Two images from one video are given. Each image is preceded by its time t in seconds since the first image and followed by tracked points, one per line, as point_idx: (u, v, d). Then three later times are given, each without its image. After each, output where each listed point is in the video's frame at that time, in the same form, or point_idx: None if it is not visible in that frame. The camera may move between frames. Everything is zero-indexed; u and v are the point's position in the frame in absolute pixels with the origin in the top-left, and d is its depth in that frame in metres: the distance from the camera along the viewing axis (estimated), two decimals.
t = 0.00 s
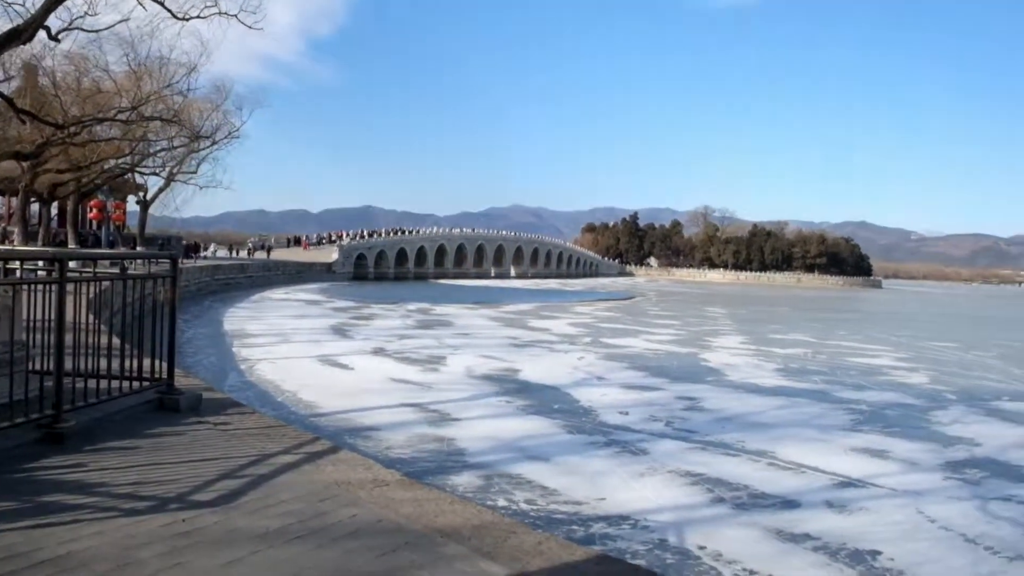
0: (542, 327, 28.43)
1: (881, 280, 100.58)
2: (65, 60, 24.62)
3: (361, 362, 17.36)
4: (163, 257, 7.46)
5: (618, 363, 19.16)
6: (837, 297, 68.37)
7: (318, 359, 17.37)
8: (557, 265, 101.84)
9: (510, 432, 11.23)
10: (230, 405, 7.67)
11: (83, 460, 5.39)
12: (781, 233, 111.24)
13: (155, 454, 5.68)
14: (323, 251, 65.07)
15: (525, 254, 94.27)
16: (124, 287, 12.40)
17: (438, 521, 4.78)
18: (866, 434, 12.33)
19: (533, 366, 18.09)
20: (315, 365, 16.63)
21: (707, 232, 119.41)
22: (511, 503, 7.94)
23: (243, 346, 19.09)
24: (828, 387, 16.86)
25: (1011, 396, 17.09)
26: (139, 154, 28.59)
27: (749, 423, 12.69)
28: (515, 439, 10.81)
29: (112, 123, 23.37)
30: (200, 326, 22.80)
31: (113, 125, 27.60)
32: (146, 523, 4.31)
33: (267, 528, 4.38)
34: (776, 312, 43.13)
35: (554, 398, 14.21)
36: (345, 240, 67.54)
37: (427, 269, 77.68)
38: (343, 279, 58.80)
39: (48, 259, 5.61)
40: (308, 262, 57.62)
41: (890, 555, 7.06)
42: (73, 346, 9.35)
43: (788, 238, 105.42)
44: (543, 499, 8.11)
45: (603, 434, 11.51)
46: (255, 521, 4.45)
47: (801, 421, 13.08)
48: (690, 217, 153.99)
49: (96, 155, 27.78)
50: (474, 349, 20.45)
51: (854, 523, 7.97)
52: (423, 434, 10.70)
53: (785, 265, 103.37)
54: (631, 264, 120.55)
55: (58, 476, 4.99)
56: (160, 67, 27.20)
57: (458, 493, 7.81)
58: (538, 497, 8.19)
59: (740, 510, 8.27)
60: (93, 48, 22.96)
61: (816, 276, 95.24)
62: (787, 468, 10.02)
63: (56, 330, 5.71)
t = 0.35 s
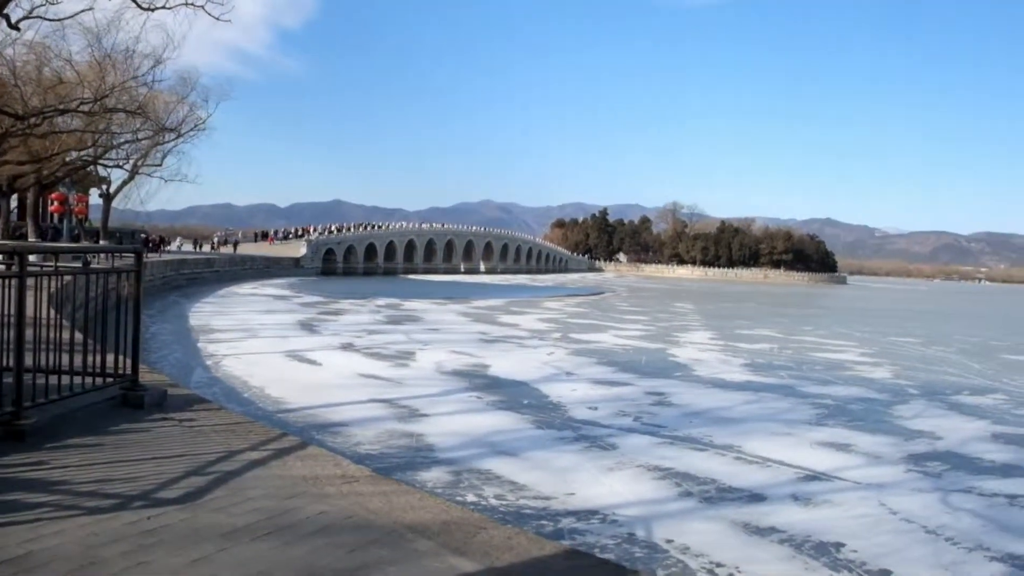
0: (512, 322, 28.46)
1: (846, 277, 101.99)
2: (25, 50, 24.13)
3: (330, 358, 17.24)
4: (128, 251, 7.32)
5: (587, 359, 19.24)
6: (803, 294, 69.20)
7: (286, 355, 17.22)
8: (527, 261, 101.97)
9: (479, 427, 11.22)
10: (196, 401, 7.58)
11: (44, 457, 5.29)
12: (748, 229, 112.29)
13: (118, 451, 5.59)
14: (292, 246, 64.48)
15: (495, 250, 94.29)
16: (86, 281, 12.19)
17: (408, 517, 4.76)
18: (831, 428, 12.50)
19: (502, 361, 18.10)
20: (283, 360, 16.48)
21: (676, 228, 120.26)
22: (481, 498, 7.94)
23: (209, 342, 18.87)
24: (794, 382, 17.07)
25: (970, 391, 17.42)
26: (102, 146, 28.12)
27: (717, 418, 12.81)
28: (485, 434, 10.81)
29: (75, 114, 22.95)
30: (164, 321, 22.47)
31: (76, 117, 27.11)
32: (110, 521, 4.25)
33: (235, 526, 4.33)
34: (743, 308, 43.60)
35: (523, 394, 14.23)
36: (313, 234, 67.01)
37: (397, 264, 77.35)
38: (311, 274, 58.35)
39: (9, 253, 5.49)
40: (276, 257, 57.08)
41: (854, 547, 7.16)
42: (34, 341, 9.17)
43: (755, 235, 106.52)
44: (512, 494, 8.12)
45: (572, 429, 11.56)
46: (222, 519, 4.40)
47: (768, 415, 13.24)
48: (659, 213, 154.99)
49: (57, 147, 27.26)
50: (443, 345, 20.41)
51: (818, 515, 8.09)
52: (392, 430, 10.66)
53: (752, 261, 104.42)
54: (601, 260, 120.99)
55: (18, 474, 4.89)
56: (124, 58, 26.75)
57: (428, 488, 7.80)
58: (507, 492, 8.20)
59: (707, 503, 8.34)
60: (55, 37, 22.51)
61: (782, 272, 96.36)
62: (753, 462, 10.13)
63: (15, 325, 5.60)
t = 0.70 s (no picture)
0: (481, 317, 28.44)
1: (811, 272, 103.27)
2: None
3: (298, 352, 17.10)
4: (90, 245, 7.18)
5: (557, 353, 19.29)
6: (769, 288, 69.92)
7: (253, 350, 17.05)
8: (497, 255, 101.95)
9: (449, 422, 11.20)
10: (161, 397, 7.48)
11: (4, 455, 5.19)
12: (716, 224, 113.24)
13: (80, 448, 5.50)
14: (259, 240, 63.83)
15: (464, 244, 94.15)
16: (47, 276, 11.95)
17: (377, 513, 4.74)
18: (797, 421, 12.66)
19: (472, 356, 18.08)
20: (250, 355, 16.31)
21: (645, 223, 120.94)
22: (450, 493, 7.93)
23: (175, 337, 18.62)
24: (760, 376, 17.26)
25: (931, 384, 17.74)
26: (64, 137, 27.59)
27: (685, 412, 12.91)
28: (455, 429, 10.80)
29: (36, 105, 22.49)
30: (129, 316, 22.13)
31: (36, 107, 26.56)
32: (72, 520, 4.18)
33: (201, 523, 4.28)
34: (711, 302, 44.00)
35: (493, 388, 14.24)
36: (281, 228, 66.41)
37: (365, 258, 76.91)
38: (279, 269, 57.83)
39: None
40: (243, 251, 56.45)
41: (818, 539, 7.26)
42: None
43: (723, 230, 107.47)
44: (482, 488, 8.12)
45: (542, 423, 11.58)
46: (188, 516, 4.35)
47: (736, 409, 13.37)
48: (628, 208, 155.68)
49: (17, 138, 26.70)
50: (412, 339, 20.34)
51: (784, 507, 8.20)
52: (361, 425, 10.61)
53: (720, 256, 105.30)
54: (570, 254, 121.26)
55: None
56: (86, 48, 26.26)
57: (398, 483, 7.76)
58: (477, 486, 8.20)
59: (676, 496, 8.40)
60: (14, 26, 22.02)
61: (749, 267, 97.32)
62: (721, 455, 10.22)
63: None
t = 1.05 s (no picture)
0: (450, 311, 28.36)
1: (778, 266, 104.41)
2: None
3: (265, 348, 16.93)
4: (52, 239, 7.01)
5: (526, 347, 19.30)
6: (736, 283, 70.56)
7: (220, 345, 16.85)
8: (466, 250, 101.73)
9: (419, 417, 11.16)
10: (124, 394, 7.35)
11: None
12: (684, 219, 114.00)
13: (41, 446, 5.40)
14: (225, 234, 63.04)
15: (433, 238, 93.81)
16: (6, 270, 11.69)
17: (346, 509, 4.70)
18: (763, 415, 12.79)
19: (441, 351, 18.03)
20: (216, 351, 16.11)
21: (614, 218, 121.40)
22: (420, 488, 7.90)
23: (139, 332, 18.32)
24: (728, 370, 17.42)
25: (894, 376, 18.04)
26: (24, 128, 27.00)
27: (653, 405, 12.98)
28: (424, 424, 10.76)
29: None
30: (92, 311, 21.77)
31: None
32: (33, 519, 4.09)
33: (166, 521, 4.22)
34: (680, 297, 44.32)
35: (462, 383, 14.21)
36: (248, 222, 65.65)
37: (334, 252, 76.32)
38: (246, 263, 57.18)
39: None
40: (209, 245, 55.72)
41: (784, 530, 7.35)
42: None
43: (691, 225, 108.26)
44: (451, 483, 8.10)
45: (512, 418, 11.58)
46: (153, 514, 4.28)
47: (703, 402, 13.48)
48: (597, 203, 156.10)
49: None
50: (381, 334, 20.22)
51: (751, 499, 8.28)
52: (329, 421, 10.52)
53: (688, 251, 106.03)
54: (540, 249, 121.37)
55: None
56: (46, 36, 25.69)
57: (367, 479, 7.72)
58: (447, 481, 8.18)
59: (644, 490, 8.45)
60: None
61: (717, 262, 98.16)
62: (689, 448, 10.29)
63: None
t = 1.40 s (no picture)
0: (418, 305, 28.26)
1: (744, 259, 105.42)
2: None
3: (231, 343, 16.74)
4: (9, 233, 6.84)
5: (494, 341, 19.30)
6: (704, 276, 71.17)
7: (184, 341, 16.63)
8: (434, 244, 101.36)
9: (387, 411, 11.12)
10: (85, 391, 7.22)
11: None
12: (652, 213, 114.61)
13: None
14: (190, 228, 62.16)
15: (401, 232, 93.33)
16: None
17: (313, 505, 4.67)
18: (730, 406, 12.93)
19: (409, 345, 17.96)
20: (181, 346, 15.89)
21: (582, 212, 121.69)
22: (388, 482, 7.88)
23: (101, 328, 18.02)
24: (695, 362, 17.56)
25: (857, 367, 18.32)
26: None
27: (621, 398, 13.05)
28: (392, 418, 10.72)
29: None
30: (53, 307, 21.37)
31: None
32: None
33: (127, 519, 4.15)
34: (647, 290, 44.55)
35: (430, 377, 14.17)
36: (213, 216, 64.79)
37: (300, 246, 75.60)
38: (210, 257, 56.44)
39: None
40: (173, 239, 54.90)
41: (749, 519, 7.44)
42: None
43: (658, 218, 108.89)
44: (419, 477, 8.08)
45: (481, 411, 11.58)
46: (115, 513, 4.21)
47: (671, 394, 13.59)
48: (565, 197, 156.40)
49: None
50: (349, 329, 20.09)
51: (717, 489, 8.37)
52: (297, 416, 10.44)
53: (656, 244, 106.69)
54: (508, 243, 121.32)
55: None
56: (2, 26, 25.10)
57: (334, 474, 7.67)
58: (415, 475, 8.16)
59: (612, 481, 8.50)
60: None
61: (684, 255, 98.85)
62: (656, 440, 10.37)
63: None
